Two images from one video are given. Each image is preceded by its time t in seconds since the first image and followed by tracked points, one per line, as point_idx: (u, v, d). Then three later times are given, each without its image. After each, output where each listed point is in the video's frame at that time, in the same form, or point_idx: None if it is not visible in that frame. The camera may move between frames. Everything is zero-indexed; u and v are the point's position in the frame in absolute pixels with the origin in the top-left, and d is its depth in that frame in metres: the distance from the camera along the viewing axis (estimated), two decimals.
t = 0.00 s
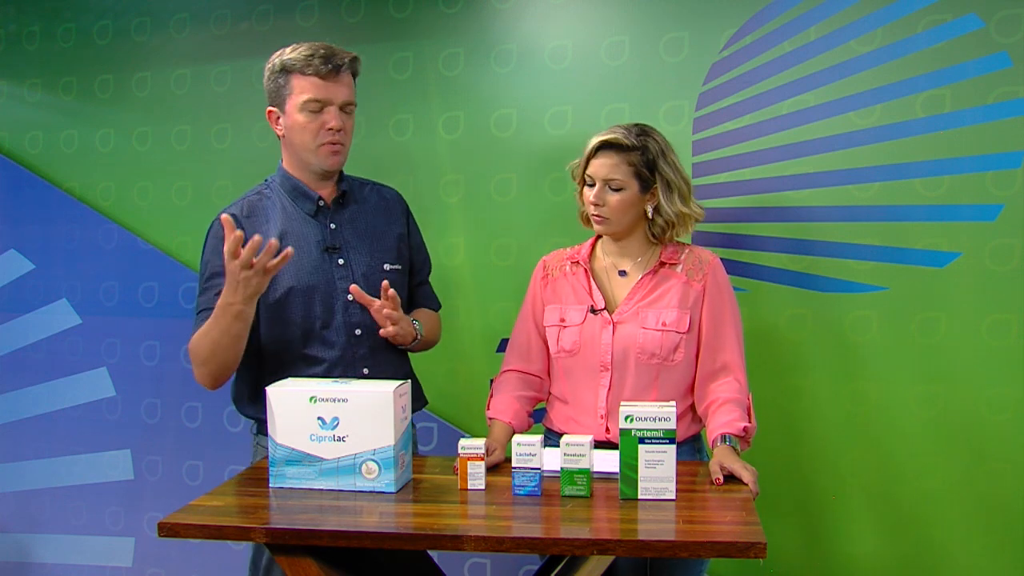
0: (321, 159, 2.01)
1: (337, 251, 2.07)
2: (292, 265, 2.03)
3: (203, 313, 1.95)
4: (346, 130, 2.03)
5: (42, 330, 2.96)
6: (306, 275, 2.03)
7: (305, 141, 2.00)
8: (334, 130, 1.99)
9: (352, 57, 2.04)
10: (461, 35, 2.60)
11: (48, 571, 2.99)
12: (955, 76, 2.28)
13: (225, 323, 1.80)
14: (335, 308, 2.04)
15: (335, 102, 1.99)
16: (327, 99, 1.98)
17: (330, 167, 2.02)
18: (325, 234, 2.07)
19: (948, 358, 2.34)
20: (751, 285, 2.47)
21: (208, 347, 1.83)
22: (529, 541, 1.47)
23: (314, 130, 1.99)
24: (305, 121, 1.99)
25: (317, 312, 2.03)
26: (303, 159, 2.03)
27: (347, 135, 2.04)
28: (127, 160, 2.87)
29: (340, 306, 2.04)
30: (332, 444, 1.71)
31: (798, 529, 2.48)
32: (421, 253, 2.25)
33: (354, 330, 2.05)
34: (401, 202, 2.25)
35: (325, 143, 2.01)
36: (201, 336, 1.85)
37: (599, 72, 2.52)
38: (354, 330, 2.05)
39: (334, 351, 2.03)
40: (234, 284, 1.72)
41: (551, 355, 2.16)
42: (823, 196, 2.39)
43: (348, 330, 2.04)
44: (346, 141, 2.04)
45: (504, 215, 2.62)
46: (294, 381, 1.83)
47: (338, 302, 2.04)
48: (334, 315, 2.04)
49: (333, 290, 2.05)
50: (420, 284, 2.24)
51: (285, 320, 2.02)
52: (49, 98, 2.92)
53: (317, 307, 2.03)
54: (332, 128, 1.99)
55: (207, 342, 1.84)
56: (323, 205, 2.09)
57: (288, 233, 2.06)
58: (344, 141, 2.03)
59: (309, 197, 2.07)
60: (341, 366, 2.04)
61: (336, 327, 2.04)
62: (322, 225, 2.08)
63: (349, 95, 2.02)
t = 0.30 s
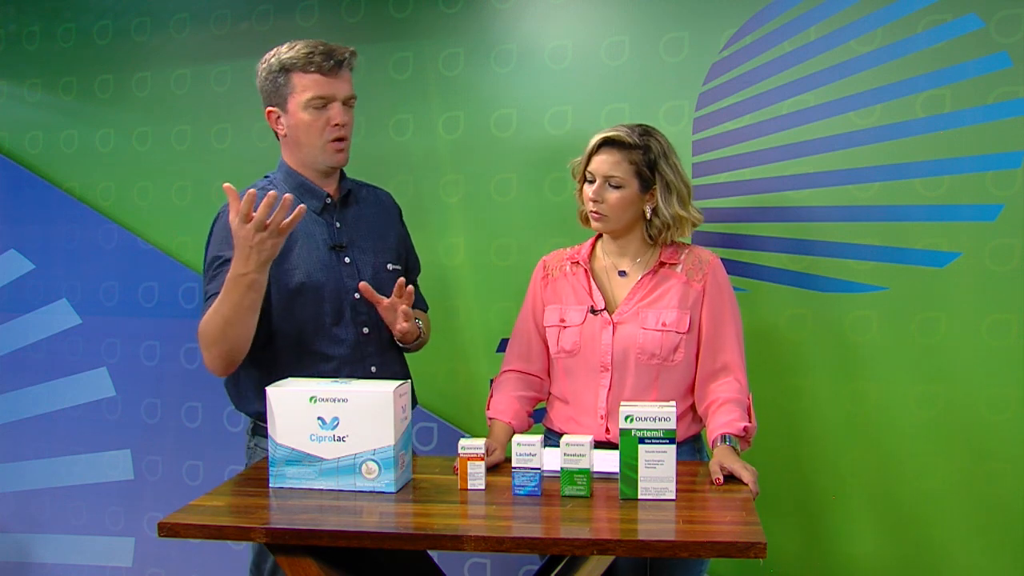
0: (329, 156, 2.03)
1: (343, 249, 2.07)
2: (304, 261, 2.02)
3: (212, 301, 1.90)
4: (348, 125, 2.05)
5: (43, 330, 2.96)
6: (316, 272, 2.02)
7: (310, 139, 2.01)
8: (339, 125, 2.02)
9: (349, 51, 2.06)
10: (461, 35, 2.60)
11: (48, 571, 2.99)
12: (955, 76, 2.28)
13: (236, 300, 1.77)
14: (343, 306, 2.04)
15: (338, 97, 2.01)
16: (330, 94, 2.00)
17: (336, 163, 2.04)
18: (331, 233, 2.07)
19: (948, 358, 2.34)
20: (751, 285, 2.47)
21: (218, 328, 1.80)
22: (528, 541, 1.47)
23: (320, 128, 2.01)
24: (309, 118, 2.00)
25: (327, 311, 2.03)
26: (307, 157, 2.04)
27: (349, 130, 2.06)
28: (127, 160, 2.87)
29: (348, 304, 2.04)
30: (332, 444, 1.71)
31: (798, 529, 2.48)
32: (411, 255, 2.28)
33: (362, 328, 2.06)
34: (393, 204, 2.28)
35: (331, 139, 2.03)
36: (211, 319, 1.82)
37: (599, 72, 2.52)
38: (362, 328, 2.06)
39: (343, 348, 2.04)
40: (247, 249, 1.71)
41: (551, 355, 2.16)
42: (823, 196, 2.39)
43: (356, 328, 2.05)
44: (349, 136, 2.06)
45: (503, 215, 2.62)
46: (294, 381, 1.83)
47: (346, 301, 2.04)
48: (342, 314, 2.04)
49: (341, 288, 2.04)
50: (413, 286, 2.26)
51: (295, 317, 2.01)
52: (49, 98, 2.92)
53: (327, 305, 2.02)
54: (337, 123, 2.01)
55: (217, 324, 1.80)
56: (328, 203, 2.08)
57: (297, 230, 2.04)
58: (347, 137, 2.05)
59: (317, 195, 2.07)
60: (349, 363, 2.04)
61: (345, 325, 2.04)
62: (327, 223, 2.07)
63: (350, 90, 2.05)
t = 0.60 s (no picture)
0: (332, 159, 2.04)
1: (345, 249, 2.07)
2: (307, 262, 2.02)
3: (224, 309, 1.89)
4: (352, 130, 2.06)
5: (42, 330, 2.96)
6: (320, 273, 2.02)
7: (314, 141, 2.02)
8: (344, 130, 2.02)
9: (357, 56, 2.07)
10: (462, 35, 2.60)
11: (48, 571, 2.99)
12: (955, 76, 2.28)
13: (260, 340, 1.77)
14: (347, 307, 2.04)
15: (345, 101, 2.02)
16: (338, 98, 2.01)
17: (339, 168, 2.05)
18: (333, 233, 2.07)
19: (948, 358, 2.34)
20: (752, 285, 2.47)
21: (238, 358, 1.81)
22: (528, 541, 1.47)
23: (325, 131, 2.01)
24: (315, 121, 2.00)
25: (331, 311, 2.02)
26: (309, 158, 2.04)
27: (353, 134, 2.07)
28: (127, 160, 2.87)
29: (351, 305, 2.04)
30: (332, 444, 1.71)
31: (799, 529, 2.48)
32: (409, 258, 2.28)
33: (365, 328, 2.05)
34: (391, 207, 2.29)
35: (335, 142, 2.03)
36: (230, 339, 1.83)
37: (599, 72, 2.52)
38: (366, 328, 2.06)
39: (348, 349, 2.03)
40: (275, 311, 1.68)
41: (551, 356, 2.16)
42: (823, 196, 2.39)
43: (360, 329, 2.05)
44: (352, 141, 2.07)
45: (504, 215, 2.62)
46: (294, 381, 1.83)
47: (349, 301, 2.05)
48: (346, 314, 2.04)
49: (345, 289, 2.04)
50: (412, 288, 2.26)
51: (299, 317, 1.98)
52: (49, 98, 2.92)
53: (331, 305, 2.02)
54: (343, 127, 2.02)
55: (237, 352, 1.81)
56: (329, 203, 2.08)
57: (301, 230, 2.03)
58: (350, 141, 2.06)
59: (319, 195, 2.07)
60: (354, 364, 2.04)
61: (348, 326, 2.04)
62: (328, 224, 2.07)
63: (356, 94, 2.05)
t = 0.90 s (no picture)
0: (329, 157, 2.03)
1: (342, 250, 2.07)
2: (303, 263, 2.01)
3: (220, 312, 1.90)
4: (351, 128, 2.05)
5: (42, 330, 2.96)
6: (316, 273, 2.02)
7: (311, 139, 2.01)
8: (342, 128, 2.01)
9: (355, 55, 2.06)
10: (462, 35, 2.60)
11: (48, 571, 2.99)
12: (955, 76, 2.28)
13: (255, 344, 1.78)
14: (343, 307, 2.03)
15: (343, 100, 2.01)
16: (335, 97, 2.00)
17: (338, 165, 2.04)
18: (331, 233, 2.07)
19: (947, 358, 2.34)
20: (752, 285, 2.47)
21: (235, 361, 1.82)
22: (528, 541, 1.47)
23: (322, 129, 2.01)
24: (311, 119, 1.99)
25: (327, 313, 2.02)
26: (307, 157, 2.04)
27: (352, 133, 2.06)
28: (127, 160, 2.87)
29: (348, 305, 2.04)
30: (332, 444, 1.71)
31: (800, 530, 2.48)
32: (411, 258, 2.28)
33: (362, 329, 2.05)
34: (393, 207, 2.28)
35: (333, 141, 2.03)
36: (225, 341, 1.84)
37: (599, 72, 2.52)
38: (362, 329, 2.05)
39: (344, 350, 2.02)
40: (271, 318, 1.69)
41: (552, 356, 2.16)
42: (823, 196, 2.39)
43: (356, 330, 2.04)
44: (350, 140, 2.06)
45: (503, 215, 2.62)
46: (294, 381, 1.83)
47: (346, 302, 2.04)
48: (342, 316, 2.03)
49: (341, 289, 2.04)
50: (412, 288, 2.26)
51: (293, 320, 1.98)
52: (49, 98, 2.92)
53: (326, 307, 2.02)
54: (340, 126, 2.01)
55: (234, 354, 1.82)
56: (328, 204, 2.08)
57: (297, 232, 2.03)
58: (349, 140, 2.05)
59: (316, 196, 2.06)
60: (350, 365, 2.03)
61: (344, 327, 2.03)
62: (326, 225, 2.07)
63: (354, 93, 2.05)
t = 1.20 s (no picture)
0: (316, 154, 2.01)
1: (336, 250, 2.07)
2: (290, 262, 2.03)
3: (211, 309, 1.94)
4: (342, 125, 2.02)
5: (42, 329, 2.96)
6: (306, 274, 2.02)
7: (300, 137, 2.00)
8: (329, 125, 1.99)
9: (348, 52, 2.04)
10: (461, 35, 2.60)
11: (48, 571, 2.99)
12: (954, 76, 2.28)
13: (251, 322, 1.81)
14: (333, 308, 2.03)
15: (331, 96, 1.99)
16: (322, 93, 1.98)
17: (326, 162, 2.02)
18: (324, 233, 2.07)
19: (947, 358, 2.34)
20: (752, 285, 2.47)
21: (226, 348, 1.85)
22: (528, 541, 1.47)
23: (310, 125, 1.99)
24: (299, 116, 1.99)
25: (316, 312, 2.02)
26: (300, 155, 2.03)
27: (345, 131, 2.04)
28: (127, 160, 2.87)
29: (338, 305, 2.04)
30: (332, 444, 1.71)
31: (800, 529, 2.47)
32: (418, 256, 2.25)
33: (352, 329, 2.05)
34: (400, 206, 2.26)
35: (321, 138, 2.00)
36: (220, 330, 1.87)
37: (598, 72, 2.52)
38: (352, 329, 2.05)
39: (331, 350, 2.03)
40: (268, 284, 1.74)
41: (553, 356, 2.16)
42: (823, 196, 2.39)
43: (346, 330, 2.04)
44: (342, 137, 2.03)
45: (503, 215, 2.62)
46: (294, 381, 1.83)
47: (336, 302, 2.04)
48: (331, 316, 2.03)
49: (331, 289, 2.04)
50: (416, 287, 2.24)
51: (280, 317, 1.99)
52: (49, 98, 2.92)
53: (315, 306, 2.02)
54: (326, 122, 1.98)
55: (225, 343, 1.85)
56: (323, 203, 2.09)
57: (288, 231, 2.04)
58: (341, 137, 2.02)
59: (310, 195, 2.07)
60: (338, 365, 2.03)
61: (334, 327, 2.03)
62: (320, 225, 2.07)
63: (345, 89, 2.02)
